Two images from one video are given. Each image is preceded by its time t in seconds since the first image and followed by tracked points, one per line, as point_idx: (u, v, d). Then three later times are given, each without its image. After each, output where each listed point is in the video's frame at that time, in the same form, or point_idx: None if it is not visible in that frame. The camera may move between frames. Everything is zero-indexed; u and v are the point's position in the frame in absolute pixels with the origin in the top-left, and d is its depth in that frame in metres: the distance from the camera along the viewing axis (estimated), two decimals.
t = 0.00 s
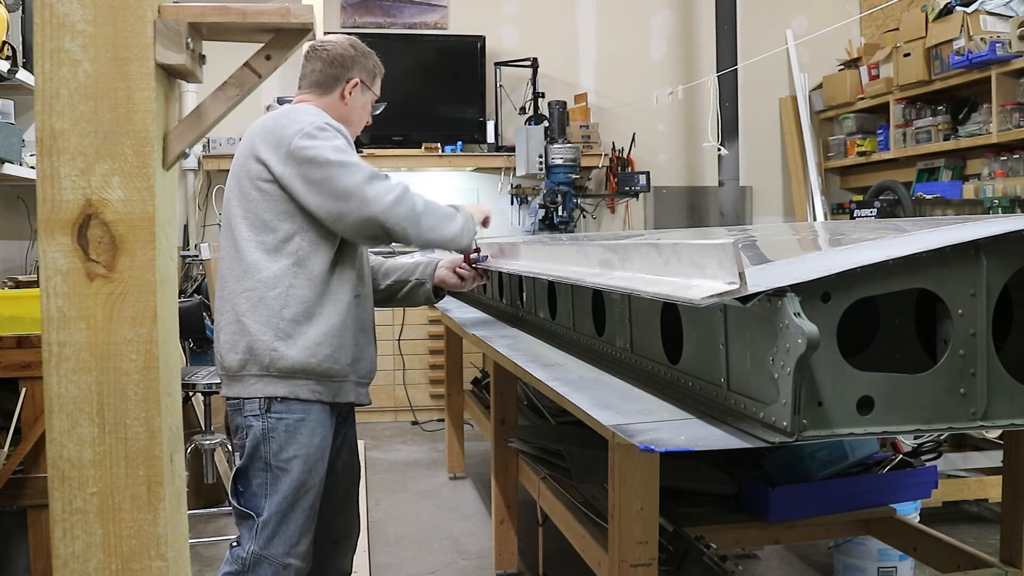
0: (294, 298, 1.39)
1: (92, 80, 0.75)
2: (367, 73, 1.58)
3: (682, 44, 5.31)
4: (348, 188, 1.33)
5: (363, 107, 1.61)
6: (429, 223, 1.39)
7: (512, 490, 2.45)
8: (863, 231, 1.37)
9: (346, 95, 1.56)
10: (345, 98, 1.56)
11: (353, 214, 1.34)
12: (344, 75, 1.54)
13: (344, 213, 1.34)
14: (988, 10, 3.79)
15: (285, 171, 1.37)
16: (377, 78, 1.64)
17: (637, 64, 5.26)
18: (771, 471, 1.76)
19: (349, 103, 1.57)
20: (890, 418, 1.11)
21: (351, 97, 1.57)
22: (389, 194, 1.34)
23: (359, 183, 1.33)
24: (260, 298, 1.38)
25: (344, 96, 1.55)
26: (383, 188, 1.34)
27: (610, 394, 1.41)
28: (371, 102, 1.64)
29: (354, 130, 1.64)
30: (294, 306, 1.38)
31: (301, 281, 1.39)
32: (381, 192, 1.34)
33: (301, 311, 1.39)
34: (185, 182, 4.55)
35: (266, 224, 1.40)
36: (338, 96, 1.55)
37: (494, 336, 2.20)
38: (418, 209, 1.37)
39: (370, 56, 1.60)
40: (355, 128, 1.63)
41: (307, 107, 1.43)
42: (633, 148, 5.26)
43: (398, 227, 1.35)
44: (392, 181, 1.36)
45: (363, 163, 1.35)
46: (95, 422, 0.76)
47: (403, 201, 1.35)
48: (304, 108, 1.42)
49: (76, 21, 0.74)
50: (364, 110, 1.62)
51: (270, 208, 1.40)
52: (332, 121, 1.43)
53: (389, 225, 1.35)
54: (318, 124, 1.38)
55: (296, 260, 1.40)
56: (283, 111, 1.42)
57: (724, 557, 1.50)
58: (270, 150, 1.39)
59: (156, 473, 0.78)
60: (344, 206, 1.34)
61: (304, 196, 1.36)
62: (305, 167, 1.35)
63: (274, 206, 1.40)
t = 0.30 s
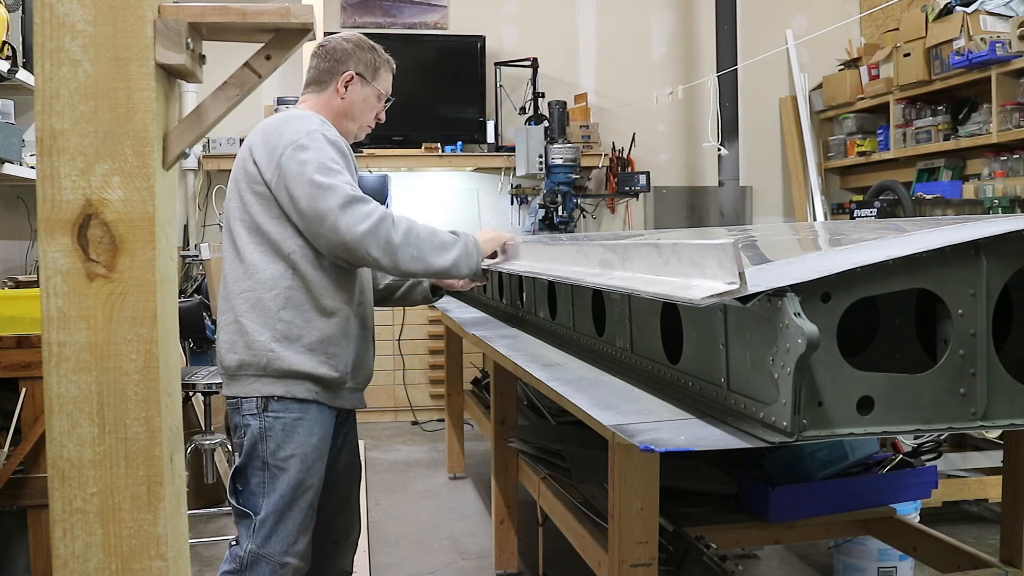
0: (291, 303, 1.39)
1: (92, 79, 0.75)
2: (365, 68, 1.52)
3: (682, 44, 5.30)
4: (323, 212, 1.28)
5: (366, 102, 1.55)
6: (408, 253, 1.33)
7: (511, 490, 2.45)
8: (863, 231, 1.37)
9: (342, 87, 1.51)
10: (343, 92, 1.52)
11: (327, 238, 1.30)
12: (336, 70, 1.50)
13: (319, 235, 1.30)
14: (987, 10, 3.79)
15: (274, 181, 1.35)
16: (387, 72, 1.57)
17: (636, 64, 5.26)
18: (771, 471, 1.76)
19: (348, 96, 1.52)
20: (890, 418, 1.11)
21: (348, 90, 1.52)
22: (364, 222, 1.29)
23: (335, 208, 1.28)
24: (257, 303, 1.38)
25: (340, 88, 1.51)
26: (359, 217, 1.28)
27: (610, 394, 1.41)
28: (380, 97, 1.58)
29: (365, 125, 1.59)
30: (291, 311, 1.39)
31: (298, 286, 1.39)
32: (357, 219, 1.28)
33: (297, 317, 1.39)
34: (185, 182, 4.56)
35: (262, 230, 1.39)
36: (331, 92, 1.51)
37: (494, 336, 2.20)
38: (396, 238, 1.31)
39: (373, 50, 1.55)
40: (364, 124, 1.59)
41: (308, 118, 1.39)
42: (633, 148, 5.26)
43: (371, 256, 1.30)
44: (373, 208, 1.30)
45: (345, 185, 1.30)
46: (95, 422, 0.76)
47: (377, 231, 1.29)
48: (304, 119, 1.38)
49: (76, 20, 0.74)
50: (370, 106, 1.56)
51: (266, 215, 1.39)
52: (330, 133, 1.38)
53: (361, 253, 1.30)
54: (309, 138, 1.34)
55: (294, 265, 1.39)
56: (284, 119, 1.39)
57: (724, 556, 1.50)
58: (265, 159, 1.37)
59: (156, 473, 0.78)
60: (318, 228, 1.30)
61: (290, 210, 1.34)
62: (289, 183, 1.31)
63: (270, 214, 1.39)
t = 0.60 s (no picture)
0: (291, 306, 1.39)
1: (92, 80, 0.75)
2: (369, 67, 1.52)
3: (682, 44, 5.30)
4: (326, 223, 1.29)
5: (371, 103, 1.55)
6: (410, 263, 1.34)
7: (511, 490, 2.45)
8: (863, 231, 1.37)
9: (346, 86, 1.51)
10: (347, 91, 1.52)
11: (329, 247, 1.30)
12: (338, 69, 1.51)
13: (322, 243, 1.31)
14: (987, 10, 3.78)
15: (278, 186, 1.34)
16: (392, 71, 1.57)
17: (636, 65, 5.25)
18: (771, 471, 1.76)
19: (352, 95, 1.52)
20: (890, 418, 1.11)
21: (352, 89, 1.52)
22: (368, 234, 1.29)
23: (338, 218, 1.28)
24: (258, 304, 1.38)
25: (344, 87, 1.51)
26: (362, 229, 1.29)
27: (610, 394, 1.41)
28: (385, 97, 1.58)
29: (369, 124, 1.59)
30: (291, 313, 1.39)
31: (299, 289, 1.39)
32: (360, 230, 1.29)
33: (298, 319, 1.39)
34: (185, 182, 4.56)
35: (264, 233, 1.39)
36: (335, 92, 1.52)
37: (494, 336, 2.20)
38: (399, 249, 1.32)
39: (379, 49, 1.55)
40: (368, 123, 1.58)
41: (314, 123, 1.38)
42: (633, 148, 5.26)
43: (373, 267, 1.31)
44: (376, 219, 1.31)
45: (350, 196, 1.30)
46: (95, 422, 0.76)
47: (380, 242, 1.30)
48: (309, 124, 1.37)
49: (76, 20, 0.74)
50: (374, 106, 1.56)
51: (268, 218, 1.39)
52: (335, 140, 1.37)
53: (364, 264, 1.31)
54: (314, 146, 1.33)
55: (295, 268, 1.38)
56: (289, 122, 1.38)
57: (724, 556, 1.50)
58: (268, 163, 1.36)
59: (156, 473, 0.78)
60: (320, 237, 1.30)
61: (293, 216, 1.34)
62: (293, 190, 1.31)
63: (272, 217, 1.39)
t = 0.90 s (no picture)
0: (290, 308, 1.39)
1: (92, 79, 0.75)
2: (368, 64, 1.51)
3: (682, 44, 5.30)
4: (320, 230, 1.29)
5: (372, 100, 1.54)
6: (405, 270, 1.32)
7: (511, 490, 2.45)
8: (863, 231, 1.37)
9: (347, 85, 1.51)
10: (348, 89, 1.52)
11: (324, 253, 1.30)
12: (338, 67, 1.51)
13: (318, 249, 1.31)
14: (988, 10, 3.78)
15: (277, 191, 1.35)
16: (394, 67, 1.55)
17: (636, 65, 5.26)
18: (771, 471, 1.76)
19: (352, 94, 1.52)
20: (890, 418, 1.11)
21: (352, 88, 1.51)
22: (361, 242, 1.28)
23: (333, 226, 1.28)
24: (257, 306, 1.38)
25: (345, 86, 1.51)
26: (356, 237, 1.28)
27: (610, 394, 1.41)
28: (388, 94, 1.56)
29: (373, 121, 1.58)
30: (290, 315, 1.39)
31: (299, 291, 1.39)
32: (354, 238, 1.28)
33: (296, 321, 1.39)
34: (185, 182, 4.56)
35: (265, 235, 1.39)
36: (335, 90, 1.52)
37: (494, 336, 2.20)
38: (393, 256, 1.31)
39: (380, 46, 1.54)
40: (371, 121, 1.58)
41: (315, 126, 1.38)
42: (633, 148, 5.27)
43: (367, 275, 1.30)
44: (371, 225, 1.30)
45: (345, 203, 1.29)
46: (95, 422, 0.76)
47: (373, 250, 1.29)
48: (310, 128, 1.37)
49: (76, 20, 0.74)
50: (376, 104, 1.55)
51: (268, 221, 1.39)
52: (336, 144, 1.36)
53: (358, 272, 1.30)
54: (312, 150, 1.33)
55: (294, 269, 1.38)
56: (291, 125, 1.38)
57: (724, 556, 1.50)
58: (269, 166, 1.36)
59: (156, 473, 0.78)
60: (316, 244, 1.30)
61: (291, 221, 1.34)
62: (290, 195, 1.31)
63: (272, 220, 1.39)
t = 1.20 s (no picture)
0: (285, 309, 1.39)
1: (92, 79, 0.75)
2: (342, 52, 1.48)
3: (681, 44, 5.30)
4: (309, 234, 1.27)
5: (352, 86, 1.49)
6: (396, 272, 1.28)
7: (511, 490, 2.45)
8: (863, 232, 1.37)
9: (326, 76, 1.50)
10: (328, 80, 1.50)
11: (315, 258, 1.28)
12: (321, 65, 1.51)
13: (308, 253, 1.29)
14: (988, 10, 3.78)
15: (271, 195, 1.34)
16: (372, 48, 1.49)
17: (636, 65, 5.26)
18: (771, 471, 1.77)
19: (332, 84, 1.50)
20: (890, 418, 1.11)
21: (331, 78, 1.50)
22: (348, 245, 1.25)
23: (320, 229, 1.26)
24: (252, 306, 1.39)
25: (325, 78, 1.51)
26: (343, 240, 1.25)
27: (610, 394, 1.41)
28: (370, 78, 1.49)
29: (364, 109, 1.52)
30: (285, 316, 1.39)
31: (293, 293, 1.39)
32: (341, 241, 1.25)
33: (291, 322, 1.39)
34: (185, 182, 4.56)
35: (262, 237, 1.39)
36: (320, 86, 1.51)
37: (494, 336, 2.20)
38: (381, 257, 1.26)
39: (358, 32, 1.50)
40: (361, 109, 1.51)
41: (312, 130, 1.37)
42: (633, 148, 5.27)
43: (356, 277, 1.27)
44: (359, 228, 1.26)
45: (334, 206, 1.27)
46: (95, 423, 0.76)
47: (360, 253, 1.25)
48: (306, 132, 1.36)
49: (76, 21, 0.74)
50: (357, 89, 1.49)
51: (266, 224, 1.39)
52: (330, 148, 1.35)
53: (348, 274, 1.27)
54: (305, 154, 1.31)
55: (288, 270, 1.38)
56: (288, 130, 1.37)
57: (723, 556, 1.50)
58: (266, 170, 1.36)
59: (156, 473, 0.78)
60: (306, 247, 1.28)
61: (284, 224, 1.33)
62: (282, 199, 1.30)
63: (269, 224, 1.39)
